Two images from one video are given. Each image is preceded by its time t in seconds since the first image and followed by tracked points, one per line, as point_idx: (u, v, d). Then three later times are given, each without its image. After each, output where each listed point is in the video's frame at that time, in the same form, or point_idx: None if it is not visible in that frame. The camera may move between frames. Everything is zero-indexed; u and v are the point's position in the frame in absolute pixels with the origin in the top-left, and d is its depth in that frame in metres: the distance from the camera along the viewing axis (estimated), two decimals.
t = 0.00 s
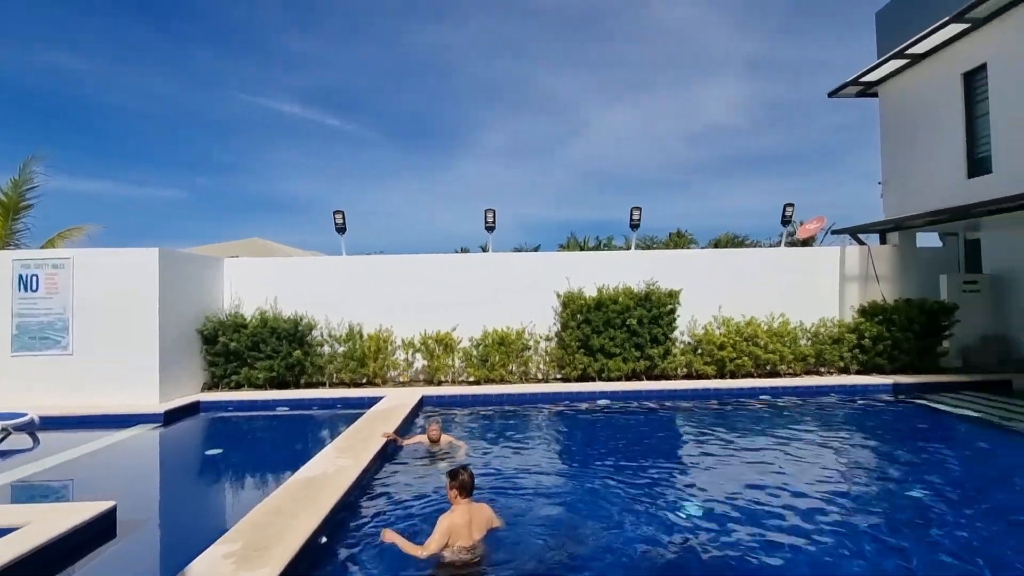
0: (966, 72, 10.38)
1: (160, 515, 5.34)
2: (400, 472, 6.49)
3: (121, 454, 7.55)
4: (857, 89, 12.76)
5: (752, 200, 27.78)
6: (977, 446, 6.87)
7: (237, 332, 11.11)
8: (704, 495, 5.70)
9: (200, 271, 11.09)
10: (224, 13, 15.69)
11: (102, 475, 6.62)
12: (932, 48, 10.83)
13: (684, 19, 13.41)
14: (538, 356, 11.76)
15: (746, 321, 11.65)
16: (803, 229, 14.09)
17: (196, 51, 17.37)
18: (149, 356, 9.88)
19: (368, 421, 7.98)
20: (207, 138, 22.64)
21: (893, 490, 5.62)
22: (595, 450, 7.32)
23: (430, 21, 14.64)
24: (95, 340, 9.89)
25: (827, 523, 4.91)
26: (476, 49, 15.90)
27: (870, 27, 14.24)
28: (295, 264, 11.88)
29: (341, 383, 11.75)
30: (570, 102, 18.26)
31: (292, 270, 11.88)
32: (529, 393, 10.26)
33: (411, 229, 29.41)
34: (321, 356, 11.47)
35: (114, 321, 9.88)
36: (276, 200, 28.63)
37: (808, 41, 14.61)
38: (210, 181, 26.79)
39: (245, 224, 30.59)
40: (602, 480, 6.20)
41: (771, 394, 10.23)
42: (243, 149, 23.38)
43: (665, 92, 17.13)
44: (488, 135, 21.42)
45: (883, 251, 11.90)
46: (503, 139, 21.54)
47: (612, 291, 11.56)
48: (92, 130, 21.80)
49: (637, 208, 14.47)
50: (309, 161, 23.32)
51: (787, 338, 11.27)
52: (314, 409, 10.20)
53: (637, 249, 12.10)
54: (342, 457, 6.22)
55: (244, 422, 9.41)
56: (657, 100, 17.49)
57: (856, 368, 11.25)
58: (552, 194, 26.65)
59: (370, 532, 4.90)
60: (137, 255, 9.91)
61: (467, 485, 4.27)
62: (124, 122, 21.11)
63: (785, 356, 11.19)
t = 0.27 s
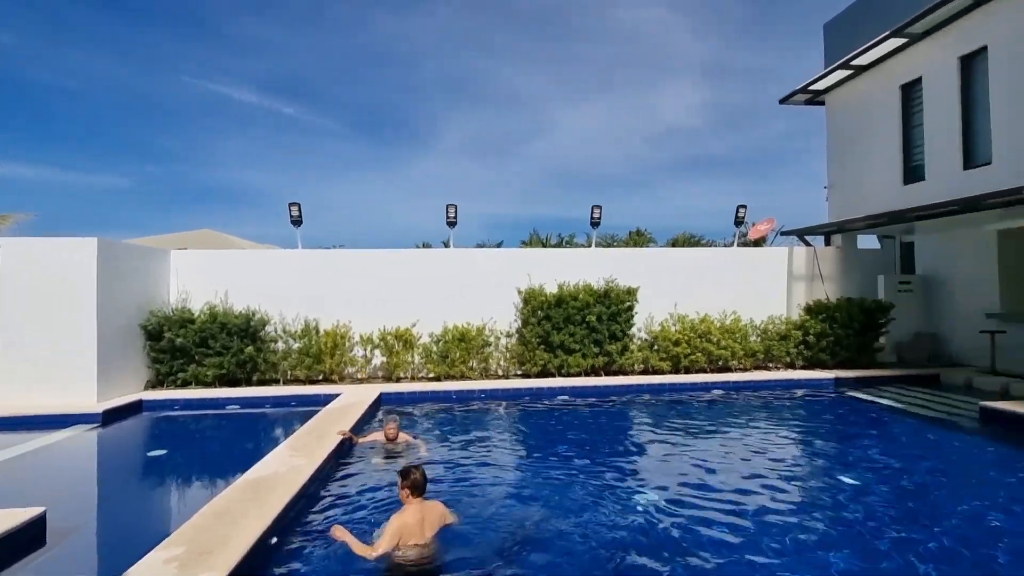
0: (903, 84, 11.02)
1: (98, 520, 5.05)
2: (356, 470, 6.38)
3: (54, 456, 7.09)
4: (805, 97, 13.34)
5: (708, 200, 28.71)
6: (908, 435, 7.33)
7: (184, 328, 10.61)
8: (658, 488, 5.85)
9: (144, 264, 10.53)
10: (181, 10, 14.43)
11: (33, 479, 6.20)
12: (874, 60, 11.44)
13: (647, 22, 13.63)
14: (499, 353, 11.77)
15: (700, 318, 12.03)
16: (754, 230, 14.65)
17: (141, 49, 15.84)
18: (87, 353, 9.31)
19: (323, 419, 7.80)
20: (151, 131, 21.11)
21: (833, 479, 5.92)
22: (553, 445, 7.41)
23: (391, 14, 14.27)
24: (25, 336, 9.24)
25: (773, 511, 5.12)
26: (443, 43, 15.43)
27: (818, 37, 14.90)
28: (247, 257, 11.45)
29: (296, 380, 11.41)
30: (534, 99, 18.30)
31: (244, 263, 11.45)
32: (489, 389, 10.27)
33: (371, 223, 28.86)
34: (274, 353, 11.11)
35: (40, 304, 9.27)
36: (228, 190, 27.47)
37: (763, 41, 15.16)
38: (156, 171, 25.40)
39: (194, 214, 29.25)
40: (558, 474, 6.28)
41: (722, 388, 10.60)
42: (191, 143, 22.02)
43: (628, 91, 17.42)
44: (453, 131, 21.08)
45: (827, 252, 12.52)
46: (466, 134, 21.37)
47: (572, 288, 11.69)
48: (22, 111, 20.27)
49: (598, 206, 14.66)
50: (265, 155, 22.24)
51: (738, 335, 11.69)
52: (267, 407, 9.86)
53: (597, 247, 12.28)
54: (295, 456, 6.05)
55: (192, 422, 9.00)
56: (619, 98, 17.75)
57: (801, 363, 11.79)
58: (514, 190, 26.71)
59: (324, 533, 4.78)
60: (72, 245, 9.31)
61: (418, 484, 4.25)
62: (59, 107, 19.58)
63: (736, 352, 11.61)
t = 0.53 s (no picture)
0: (841, 93, 11.63)
1: (17, 531, 4.69)
2: (304, 471, 6.18)
3: None
4: (752, 102, 13.88)
5: (661, 198, 29.52)
6: (842, 424, 7.76)
7: (118, 325, 9.99)
8: (608, 480, 5.96)
9: (72, 256, 9.82)
10: None
11: None
12: (815, 70, 12.02)
13: (605, 23, 13.81)
14: (454, 349, 11.69)
15: (652, 315, 12.35)
16: (704, 230, 15.15)
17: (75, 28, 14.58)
18: (7, 352, 8.61)
19: (270, 419, 7.52)
20: (83, 116, 19.62)
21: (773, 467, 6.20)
22: (507, 441, 7.43)
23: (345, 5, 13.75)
24: None
25: (718, 501, 5.30)
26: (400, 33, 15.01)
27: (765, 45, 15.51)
28: (189, 250, 10.88)
29: (242, 378, 10.96)
30: (493, 94, 18.23)
31: (185, 256, 10.88)
32: (444, 385, 10.18)
33: (324, 215, 28.04)
34: (219, 350, 10.62)
35: None
36: (169, 180, 26.02)
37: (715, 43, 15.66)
38: (87, 157, 23.72)
39: (132, 202, 27.57)
40: (511, 469, 6.30)
41: (672, 383, 10.94)
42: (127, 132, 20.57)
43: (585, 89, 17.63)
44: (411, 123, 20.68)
45: (771, 252, 13.12)
46: (424, 128, 21.04)
47: (528, 285, 11.76)
48: None
49: (555, 204, 14.78)
50: (210, 140, 21.20)
51: (688, 331, 12.08)
52: (210, 408, 9.41)
53: (553, 244, 12.39)
54: (239, 457, 5.81)
55: (127, 423, 8.50)
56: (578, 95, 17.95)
57: (746, 358, 12.30)
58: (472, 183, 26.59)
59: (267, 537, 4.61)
60: None
61: (362, 485, 4.18)
62: None
63: (686, 347, 11.99)
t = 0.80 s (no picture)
0: (786, 100, 12.17)
1: None
2: (250, 474, 5.95)
3: None
4: (704, 106, 14.33)
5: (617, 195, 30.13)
6: (784, 416, 8.14)
7: (44, 322, 9.30)
8: (562, 476, 6.02)
9: None
10: None
11: None
12: (762, 77, 12.52)
13: (564, 22, 13.91)
14: (410, 346, 11.52)
15: (607, 312, 12.58)
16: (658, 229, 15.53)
17: (2, 19, 13.28)
18: None
19: (214, 420, 7.19)
20: (6, 95, 18.14)
21: (720, 458, 6.43)
22: (463, 439, 7.39)
23: None
24: None
25: (667, 494, 5.46)
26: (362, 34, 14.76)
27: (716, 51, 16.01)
28: (125, 243, 10.23)
29: (184, 378, 10.43)
30: (451, 88, 18.06)
31: (121, 249, 10.22)
32: (399, 383, 10.03)
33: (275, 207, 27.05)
34: (158, 349, 10.07)
35: None
36: (104, 167, 24.37)
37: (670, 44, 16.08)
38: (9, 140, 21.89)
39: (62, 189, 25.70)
40: (466, 468, 6.27)
41: (625, 378, 11.19)
42: (57, 112, 19.26)
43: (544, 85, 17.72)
44: (369, 117, 20.25)
45: (720, 251, 13.61)
46: (381, 121, 20.60)
47: (485, 281, 11.73)
48: None
49: (512, 200, 14.76)
50: (153, 137, 19.92)
51: (641, 327, 12.37)
52: (147, 409, 8.89)
53: (510, 241, 12.41)
54: (179, 461, 5.52)
55: (54, 427, 7.93)
56: (537, 90, 18.07)
57: (695, 353, 12.72)
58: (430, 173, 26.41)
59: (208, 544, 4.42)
60: None
61: (300, 491, 4.11)
62: None
63: (639, 344, 12.28)
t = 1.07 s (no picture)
0: (736, 105, 12.61)
1: None
2: (193, 477, 5.69)
3: None
4: (660, 107, 14.68)
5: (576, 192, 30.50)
6: (732, 409, 8.44)
7: None
8: (518, 471, 6.05)
9: None
10: None
11: None
12: (715, 81, 12.92)
13: (525, 19, 13.88)
14: (366, 343, 11.29)
15: (565, 308, 12.72)
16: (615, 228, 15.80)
17: None
18: None
19: (154, 421, 6.83)
20: None
21: (671, 451, 6.61)
22: (419, 436, 7.31)
23: None
24: None
25: (619, 486, 5.57)
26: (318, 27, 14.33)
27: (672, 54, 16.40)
28: (54, 233, 9.53)
29: (121, 377, 9.86)
30: (411, 81, 17.73)
31: (50, 240, 9.52)
32: (354, 381, 9.82)
33: (223, 197, 25.87)
34: (91, 347, 9.46)
35: None
36: (29, 150, 22.56)
37: (628, 45, 16.32)
38: None
39: None
40: (421, 465, 6.21)
41: (582, 374, 11.34)
42: None
43: (505, 81, 17.66)
44: (324, 108, 19.64)
45: (674, 250, 13.98)
46: (336, 112, 20.02)
47: (443, 277, 11.62)
48: None
49: (471, 196, 14.65)
50: (87, 121, 18.62)
51: (598, 323, 12.57)
52: (79, 411, 8.34)
53: (469, 237, 12.34)
54: (113, 465, 5.21)
55: None
56: (497, 86, 18.00)
57: (649, 349, 13.05)
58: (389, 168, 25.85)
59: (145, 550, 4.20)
60: None
61: (231, 497, 3.98)
62: None
63: (596, 340, 12.47)
